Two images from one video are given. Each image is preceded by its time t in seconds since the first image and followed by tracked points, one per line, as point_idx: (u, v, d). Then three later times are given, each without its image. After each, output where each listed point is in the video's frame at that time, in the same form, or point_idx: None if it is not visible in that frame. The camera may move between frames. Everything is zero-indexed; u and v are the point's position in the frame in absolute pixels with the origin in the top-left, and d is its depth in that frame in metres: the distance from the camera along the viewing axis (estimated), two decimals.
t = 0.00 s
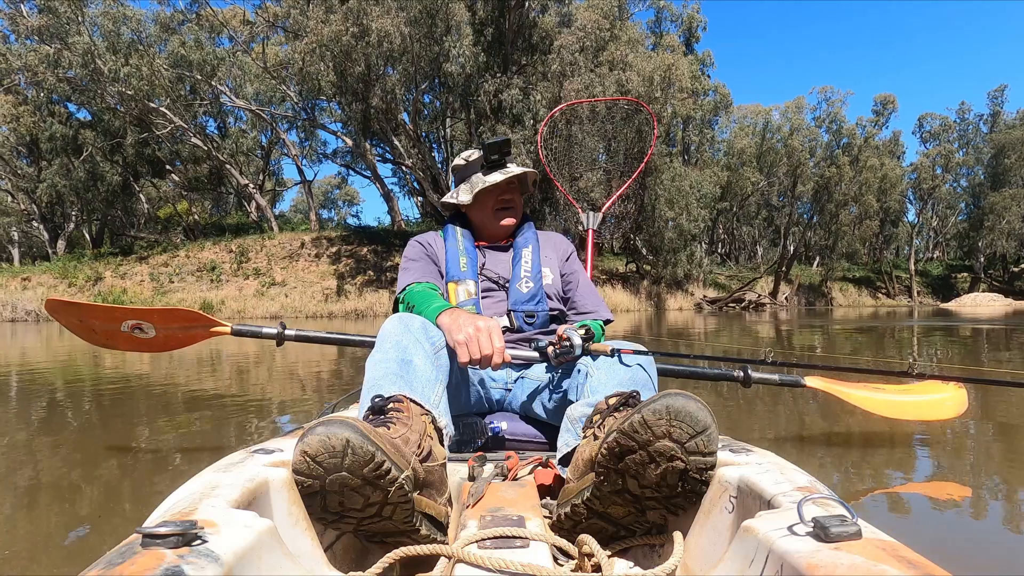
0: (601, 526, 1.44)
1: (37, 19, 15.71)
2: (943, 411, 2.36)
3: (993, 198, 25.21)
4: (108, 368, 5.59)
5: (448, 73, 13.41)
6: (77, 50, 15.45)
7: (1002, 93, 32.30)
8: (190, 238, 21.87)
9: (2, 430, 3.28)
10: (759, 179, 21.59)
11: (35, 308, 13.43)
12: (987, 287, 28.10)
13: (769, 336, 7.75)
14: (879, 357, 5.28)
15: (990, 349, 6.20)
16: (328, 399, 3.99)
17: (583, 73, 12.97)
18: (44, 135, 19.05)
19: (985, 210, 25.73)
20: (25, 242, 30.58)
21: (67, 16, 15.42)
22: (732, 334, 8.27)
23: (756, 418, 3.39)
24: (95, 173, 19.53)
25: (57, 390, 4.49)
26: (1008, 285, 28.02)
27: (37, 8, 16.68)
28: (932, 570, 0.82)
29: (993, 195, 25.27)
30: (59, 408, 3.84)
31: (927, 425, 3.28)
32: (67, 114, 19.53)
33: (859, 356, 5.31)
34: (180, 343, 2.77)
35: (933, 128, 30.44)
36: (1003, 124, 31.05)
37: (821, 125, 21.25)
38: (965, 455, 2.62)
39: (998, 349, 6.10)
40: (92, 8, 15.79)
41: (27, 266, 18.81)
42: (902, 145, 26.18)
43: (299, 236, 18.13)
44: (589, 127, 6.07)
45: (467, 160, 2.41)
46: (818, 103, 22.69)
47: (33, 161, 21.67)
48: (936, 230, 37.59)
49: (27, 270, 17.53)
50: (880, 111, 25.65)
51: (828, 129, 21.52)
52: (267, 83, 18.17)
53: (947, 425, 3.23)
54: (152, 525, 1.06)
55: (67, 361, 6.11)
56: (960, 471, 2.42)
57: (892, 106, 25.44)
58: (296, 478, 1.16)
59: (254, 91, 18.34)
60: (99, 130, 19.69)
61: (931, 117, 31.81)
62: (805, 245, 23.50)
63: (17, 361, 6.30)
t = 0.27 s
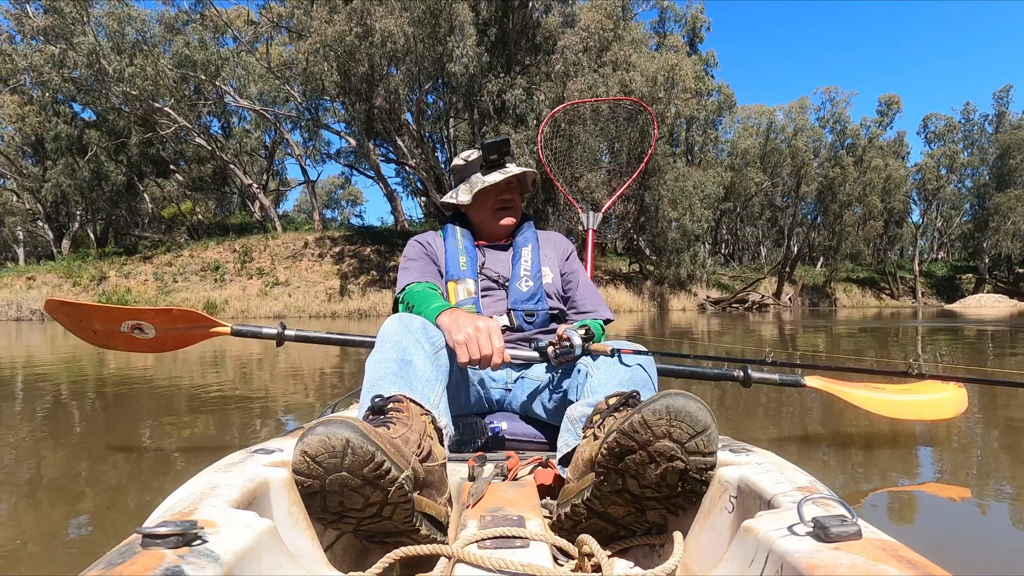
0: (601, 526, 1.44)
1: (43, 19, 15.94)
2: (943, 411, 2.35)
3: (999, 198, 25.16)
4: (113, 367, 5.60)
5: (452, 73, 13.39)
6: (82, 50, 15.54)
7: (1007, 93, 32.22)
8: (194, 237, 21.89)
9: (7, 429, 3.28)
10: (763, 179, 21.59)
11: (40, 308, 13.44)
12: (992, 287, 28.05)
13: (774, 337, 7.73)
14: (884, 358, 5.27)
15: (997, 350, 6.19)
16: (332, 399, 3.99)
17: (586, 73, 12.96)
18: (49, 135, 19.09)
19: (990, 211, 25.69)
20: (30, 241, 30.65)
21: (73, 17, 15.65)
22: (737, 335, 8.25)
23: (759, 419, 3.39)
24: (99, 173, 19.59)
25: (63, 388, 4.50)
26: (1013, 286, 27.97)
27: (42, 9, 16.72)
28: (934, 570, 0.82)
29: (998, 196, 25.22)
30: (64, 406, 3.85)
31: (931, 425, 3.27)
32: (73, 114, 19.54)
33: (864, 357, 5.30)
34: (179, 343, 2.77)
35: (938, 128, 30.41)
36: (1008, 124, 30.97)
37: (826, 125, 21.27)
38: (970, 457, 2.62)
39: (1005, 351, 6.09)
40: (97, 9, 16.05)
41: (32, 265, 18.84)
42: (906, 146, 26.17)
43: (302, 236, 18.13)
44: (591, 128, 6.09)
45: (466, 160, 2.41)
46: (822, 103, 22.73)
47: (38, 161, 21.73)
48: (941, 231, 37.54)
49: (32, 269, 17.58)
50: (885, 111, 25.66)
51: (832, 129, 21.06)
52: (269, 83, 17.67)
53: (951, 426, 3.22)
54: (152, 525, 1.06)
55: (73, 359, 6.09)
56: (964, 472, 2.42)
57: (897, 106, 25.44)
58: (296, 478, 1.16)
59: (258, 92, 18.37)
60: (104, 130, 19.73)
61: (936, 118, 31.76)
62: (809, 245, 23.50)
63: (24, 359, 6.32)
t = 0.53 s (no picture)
0: (601, 526, 1.44)
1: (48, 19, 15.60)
2: (943, 411, 2.36)
3: (1005, 199, 25.10)
4: (119, 366, 5.59)
5: (456, 73, 13.37)
6: (88, 50, 15.55)
7: (1013, 93, 32.13)
8: (199, 237, 21.90)
9: (13, 427, 3.28)
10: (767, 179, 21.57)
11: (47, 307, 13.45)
12: (998, 288, 27.99)
13: (779, 338, 7.72)
14: (889, 359, 5.26)
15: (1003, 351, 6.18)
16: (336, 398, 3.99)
17: (590, 73, 12.94)
18: (55, 135, 19.09)
19: (996, 211, 25.63)
20: (35, 240, 30.72)
21: (78, 17, 15.39)
22: (741, 335, 8.25)
23: (761, 419, 3.39)
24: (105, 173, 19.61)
25: (68, 386, 4.50)
26: (1019, 287, 27.91)
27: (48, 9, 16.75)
28: (932, 570, 0.82)
29: (1004, 197, 25.16)
30: (70, 404, 3.85)
31: (934, 425, 3.27)
32: (78, 113, 19.57)
33: (869, 358, 5.29)
34: (179, 344, 2.77)
35: (945, 128, 30.34)
36: (1015, 124, 30.88)
37: (831, 126, 21.27)
38: (974, 458, 2.61)
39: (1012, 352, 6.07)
40: (103, 9, 15.80)
41: (38, 264, 18.89)
42: (911, 146, 26.16)
43: (306, 236, 18.12)
44: (595, 128, 6.08)
45: (466, 160, 2.41)
46: (828, 103, 22.74)
47: (44, 161, 21.75)
48: (947, 231, 37.45)
49: (38, 269, 17.61)
50: (891, 111, 25.66)
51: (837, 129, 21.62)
52: (274, 83, 17.86)
53: (956, 426, 3.21)
54: (151, 525, 1.06)
55: (79, 358, 6.08)
56: (967, 473, 2.42)
57: (903, 106, 25.44)
58: (297, 478, 1.16)
59: (263, 92, 18.37)
60: (109, 130, 19.73)
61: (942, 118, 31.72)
62: (814, 245, 23.48)
63: (31, 358, 6.32)
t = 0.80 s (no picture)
0: (601, 526, 1.44)
1: (56, 20, 16.12)
2: (943, 411, 2.36)
3: (1011, 199, 25.05)
4: (126, 365, 5.60)
5: (460, 73, 13.38)
6: (95, 50, 15.66)
7: (1020, 92, 32.06)
8: (204, 237, 21.93)
9: (20, 426, 3.29)
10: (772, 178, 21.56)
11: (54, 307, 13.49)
12: (1004, 289, 27.93)
13: (784, 338, 7.71)
14: (896, 360, 5.24)
15: (1012, 352, 6.14)
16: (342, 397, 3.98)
17: (594, 73, 12.93)
18: (61, 136, 19.15)
19: (1003, 211, 25.58)
20: (43, 240, 30.83)
21: (85, 17, 15.83)
22: (747, 336, 8.24)
23: (764, 419, 3.38)
24: (111, 173, 19.67)
25: (75, 385, 4.51)
26: None
27: (55, 10, 16.82)
28: (932, 570, 0.82)
29: (1011, 196, 25.11)
30: (76, 403, 3.85)
31: (939, 426, 3.25)
32: (84, 114, 19.60)
33: (875, 359, 5.27)
34: (178, 343, 2.77)
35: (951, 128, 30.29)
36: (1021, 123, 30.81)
37: (836, 125, 21.30)
38: (978, 459, 2.60)
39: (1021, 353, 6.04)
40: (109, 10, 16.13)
41: (45, 263, 18.95)
42: (916, 146, 26.16)
43: (311, 236, 18.12)
44: (599, 129, 6.04)
45: (466, 159, 2.42)
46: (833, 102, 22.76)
47: (51, 161, 21.81)
48: (953, 231, 37.36)
49: (44, 268, 17.68)
50: (897, 110, 25.66)
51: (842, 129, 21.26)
52: (279, 83, 17.92)
53: (960, 427, 3.20)
54: (151, 525, 1.06)
55: (88, 357, 6.08)
56: (971, 474, 2.41)
57: (909, 106, 25.42)
58: (297, 478, 1.16)
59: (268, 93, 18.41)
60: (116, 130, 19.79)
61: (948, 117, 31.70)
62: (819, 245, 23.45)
63: (40, 357, 6.34)
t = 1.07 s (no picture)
0: (601, 526, 1.44)
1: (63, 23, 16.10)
2: (943, 411, 2.36)
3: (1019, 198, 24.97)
4: (133, 365, 5.61)
5: (465, 73, 13.38)
6: (101, 53, 15.47)
7: None
8: (210, 238, 21.98)
9: (27, 425, 3.29)
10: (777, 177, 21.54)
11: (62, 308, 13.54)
12: (1012, 288, 27.84)
13: (789, 338, 7.67)
14: (902, 360, 5.22)
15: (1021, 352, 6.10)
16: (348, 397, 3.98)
17: (599, 73, 12.90)
18: (68, 138, 19.19)
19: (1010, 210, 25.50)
20: (50, 241, 30.95)
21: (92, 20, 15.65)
22: (753, 336, 8.21)
23: (767, 419, 3.38)
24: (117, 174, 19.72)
25: (82, 385, 4.52)
26: None
27: (62, 12, 16.89)
28: (932, 570, 0.82)
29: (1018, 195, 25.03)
30: (83, 403, 3.87)
31: (945, 426, 3.23)
32: (91, 116, 19.65)
33: (881, 359, 5.25)
34: (179, 343, 2.77)
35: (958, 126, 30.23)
36: None
37: (842, 124, 21.32)
38: (982, 459, 2.59)
39: None
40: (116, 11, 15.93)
41: (52, 265, 19.03)
42: (922, 145, 26.14)
43: (316, 236, 18.14)
44: (604, 127, 6.07)
45: (467, 159, 2.42)
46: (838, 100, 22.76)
47: (58, 162, 21.88)
48: (960, 230, 37.26)
49: (52, 269, 17.75)
50: (903, 109, 25.65)
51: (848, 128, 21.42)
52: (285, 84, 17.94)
53: (965, 427, 3.18)
54: (151, 525, 1.06)
55: (97, 358, 6.09)
56: (975, 474, 2.40)
57: (916, 104, 25.40)
58: (297, 478, 1.16)
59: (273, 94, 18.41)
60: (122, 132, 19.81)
61: (955, 115, 31.66)
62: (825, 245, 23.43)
63: (50, 357, 6.37)
